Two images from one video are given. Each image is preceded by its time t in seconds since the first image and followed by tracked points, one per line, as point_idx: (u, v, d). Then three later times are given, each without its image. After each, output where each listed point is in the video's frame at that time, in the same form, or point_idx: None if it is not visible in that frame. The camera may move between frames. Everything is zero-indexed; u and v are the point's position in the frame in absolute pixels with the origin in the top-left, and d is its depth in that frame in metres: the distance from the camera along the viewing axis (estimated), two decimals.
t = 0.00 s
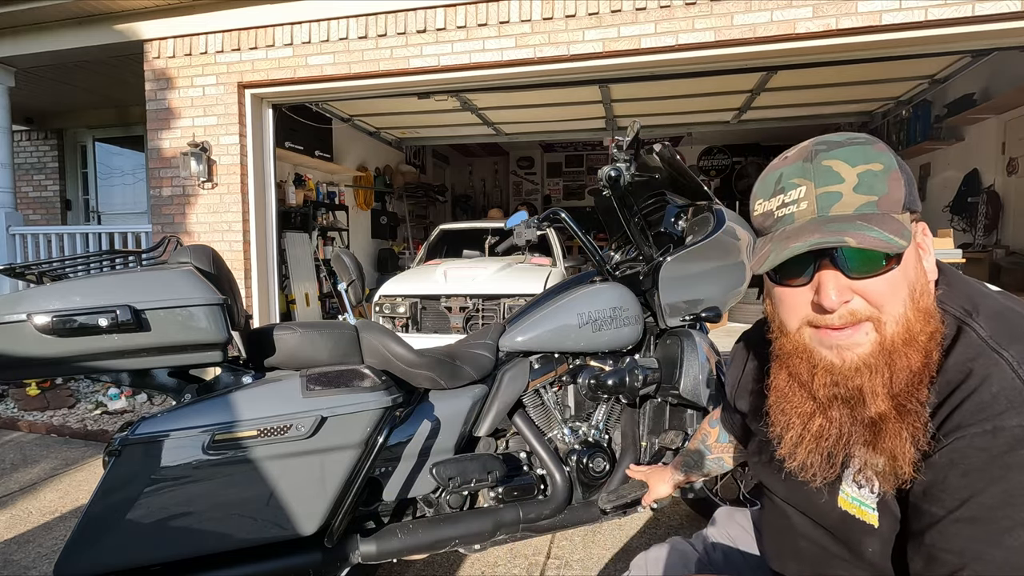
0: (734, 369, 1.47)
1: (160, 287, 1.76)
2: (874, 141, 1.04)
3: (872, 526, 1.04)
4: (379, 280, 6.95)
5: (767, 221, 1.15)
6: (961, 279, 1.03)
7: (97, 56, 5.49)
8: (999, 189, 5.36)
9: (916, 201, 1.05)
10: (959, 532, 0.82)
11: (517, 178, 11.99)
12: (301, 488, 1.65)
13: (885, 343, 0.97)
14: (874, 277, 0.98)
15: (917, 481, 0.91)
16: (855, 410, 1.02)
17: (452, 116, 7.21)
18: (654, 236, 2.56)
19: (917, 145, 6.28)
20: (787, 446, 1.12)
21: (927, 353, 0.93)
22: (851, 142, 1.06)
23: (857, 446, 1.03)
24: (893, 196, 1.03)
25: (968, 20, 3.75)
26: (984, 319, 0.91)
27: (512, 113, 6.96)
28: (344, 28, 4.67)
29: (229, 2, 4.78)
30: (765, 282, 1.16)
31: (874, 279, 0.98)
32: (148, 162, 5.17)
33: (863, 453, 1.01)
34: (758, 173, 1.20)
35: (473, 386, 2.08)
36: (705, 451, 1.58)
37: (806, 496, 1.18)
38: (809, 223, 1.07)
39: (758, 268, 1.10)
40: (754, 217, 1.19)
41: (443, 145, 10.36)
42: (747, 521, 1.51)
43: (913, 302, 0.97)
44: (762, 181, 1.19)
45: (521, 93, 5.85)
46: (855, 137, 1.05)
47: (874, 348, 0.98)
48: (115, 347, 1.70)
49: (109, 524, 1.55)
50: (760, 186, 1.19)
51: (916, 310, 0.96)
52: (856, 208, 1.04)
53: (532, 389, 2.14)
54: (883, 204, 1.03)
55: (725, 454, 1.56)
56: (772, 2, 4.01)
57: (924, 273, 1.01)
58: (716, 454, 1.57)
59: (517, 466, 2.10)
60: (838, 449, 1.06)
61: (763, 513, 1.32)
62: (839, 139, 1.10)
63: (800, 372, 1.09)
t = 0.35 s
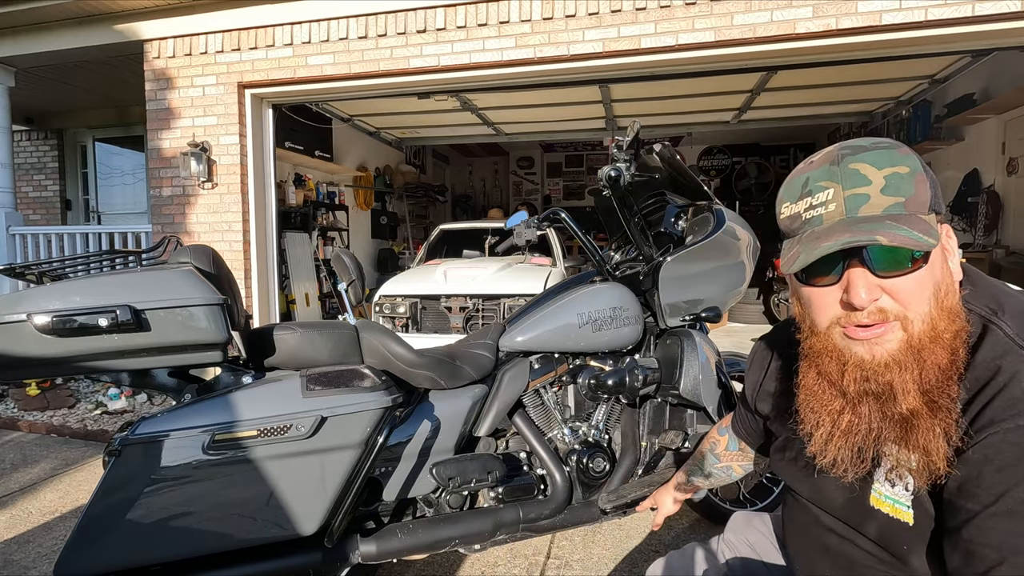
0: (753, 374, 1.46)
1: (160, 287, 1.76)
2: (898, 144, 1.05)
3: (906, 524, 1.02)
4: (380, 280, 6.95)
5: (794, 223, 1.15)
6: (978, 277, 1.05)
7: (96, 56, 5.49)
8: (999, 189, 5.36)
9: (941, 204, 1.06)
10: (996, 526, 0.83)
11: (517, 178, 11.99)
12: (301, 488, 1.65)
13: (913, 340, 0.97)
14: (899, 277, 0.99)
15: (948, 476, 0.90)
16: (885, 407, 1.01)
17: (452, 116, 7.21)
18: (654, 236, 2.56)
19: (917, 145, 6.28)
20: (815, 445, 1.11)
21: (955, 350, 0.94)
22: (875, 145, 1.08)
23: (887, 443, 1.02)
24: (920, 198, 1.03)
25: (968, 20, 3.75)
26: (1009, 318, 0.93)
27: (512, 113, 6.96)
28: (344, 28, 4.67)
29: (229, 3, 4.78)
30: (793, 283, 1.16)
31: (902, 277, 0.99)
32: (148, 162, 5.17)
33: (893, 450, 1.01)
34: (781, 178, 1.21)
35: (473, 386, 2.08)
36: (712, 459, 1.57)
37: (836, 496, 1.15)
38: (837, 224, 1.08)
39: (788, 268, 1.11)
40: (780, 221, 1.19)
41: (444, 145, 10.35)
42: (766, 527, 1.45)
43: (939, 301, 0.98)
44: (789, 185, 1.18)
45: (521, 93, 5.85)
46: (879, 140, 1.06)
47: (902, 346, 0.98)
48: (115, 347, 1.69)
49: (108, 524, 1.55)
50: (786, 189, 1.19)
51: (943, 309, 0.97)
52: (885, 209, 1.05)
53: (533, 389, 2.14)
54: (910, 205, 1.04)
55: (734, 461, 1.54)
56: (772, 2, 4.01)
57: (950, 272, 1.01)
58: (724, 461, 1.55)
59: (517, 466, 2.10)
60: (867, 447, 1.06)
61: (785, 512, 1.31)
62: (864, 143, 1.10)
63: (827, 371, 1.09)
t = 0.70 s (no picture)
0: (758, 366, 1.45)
1: (160, 287, 1.76)
2: (913, 134, 1.03)
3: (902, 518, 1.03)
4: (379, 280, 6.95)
5: (803, 210, 1.13)
6: (985, 275, 1.04)
7: (96, 56, 5.49)
8: (999, 189, 5.37)
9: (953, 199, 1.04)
10: (986, 518, 0.84)
11: (517, 178, 11.99)
12: (300, 488, 1.65)
13: (914, 332, 0.97)
14: (903, 266, 0.98)
15: (943, 470, 0.92)
16: (882, 397, 1.02)
17: (452, 116, 7.21)
18: (654, 236, 2.57)
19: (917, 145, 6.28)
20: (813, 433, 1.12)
21: (956, 345, 0.94)
22: (889, 136, 1.05)
23: (884, 435, 1.02)
24: (930, 189, 1.01)
25: (968, 20, 3.75)
26: (1014, 316, 0.92)
27: (512, 113, 6.96)
28: (344, 28, 4.67)
29: (229, 3, 4.78)
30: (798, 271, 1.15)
31: (907, 268, 0.98)
32: (148, 162, 5.17)
33: (891, 441, 1.01)
34: (794, 166, 1.18)
35: (473, 386, 2.08)
36: (714, 447, 1.58)
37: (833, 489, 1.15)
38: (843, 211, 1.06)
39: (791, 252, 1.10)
40: (789, 208, 1.17)
41: (443, 145, 10.35)
42: (765, 526, 1.45)
43: (943, 295, 0.98)
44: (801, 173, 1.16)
45: (521, 93, 5.84)
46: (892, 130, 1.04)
47: (903, 338, 0.98)
48: (115, 347, 1.70)
49: (108, 524, 1.55)
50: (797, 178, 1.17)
51: (946, 303, 0.97)
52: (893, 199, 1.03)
53: (533, 389, 2.14)
54: (919, 195, 1.02)
55: (735, 451, 1.55)
56: (772, 2, 4.01)
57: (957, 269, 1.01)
58: (725, 450, 1.56)
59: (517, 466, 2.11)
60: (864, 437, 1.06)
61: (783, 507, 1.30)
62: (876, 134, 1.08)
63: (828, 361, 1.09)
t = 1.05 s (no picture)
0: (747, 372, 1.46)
1: (160, 287, 1.76)
2: (880, 147, 1.03)
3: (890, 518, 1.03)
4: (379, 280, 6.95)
5: (777, 224, 1.14)
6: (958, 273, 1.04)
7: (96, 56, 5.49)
8: (999, 189, 5.38)
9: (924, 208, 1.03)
10: (969, 517, 0.84)
11: (517, 179, 11.99)
12: (300, 488, 1.65)
13: (887, 338, 0.97)
14: (876, 276, 0.99)
15: (924, 470, 0.91)
16: (860, 401, 1.02)
17: (452, 116, 7.21)
18: (653, 236, 2.57)
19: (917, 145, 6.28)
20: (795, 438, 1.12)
21: (929, 349, 0.93)
22: (857, 149, 1.06)
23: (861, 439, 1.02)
24: (898, 202, 1.02)
25: (968, 20, 3.75)
26: (986, 317, 0.91)
27: (512, 113, 6.96)
28: (344, 28, 4.67)
29: (229, 3, 4.78)
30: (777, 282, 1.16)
31: (879, 279, 0.99)
32: (148, 161, 5.17)
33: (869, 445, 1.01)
34: (769, 179, 1.19)
35: (473, 386, 2.08)
36: (707, 452, 1.58)
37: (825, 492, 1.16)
38: (815, 226, 1.07)
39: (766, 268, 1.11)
40: (765, 221, 1.18)
41: (443, 145, 10.35)
42: (765, 522, 1.46)
43: (916, 300, 0.98)
44: (774, 186, 1.17)
45: (521, 93, 5.84)
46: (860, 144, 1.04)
47: (878, 343, 0.98)
48: (115, 346, 1.69)
49: (109, 524, 1.54)
50: (770, 191, 1.17)
51: (919, 309, 0.97)
52: (863, 212, 1.03)
53: (533, 389, 2.13)
54: (887, 209, 1.02)
55: (728, 456, 1.56)
56: (772, 2, 4.01)
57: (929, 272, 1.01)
58: (718, 456, 1.57)
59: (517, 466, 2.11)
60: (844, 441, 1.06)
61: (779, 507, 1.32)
62: (847, 146, 1.08)
63: (807, 368, 1.10)
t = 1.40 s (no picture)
0: (740, 375, 1.46)
1: (160, 287, 1.76)
2: (861, 150, 1.06)
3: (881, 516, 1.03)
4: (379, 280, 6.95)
5: (768, 231, 1.15)
6: (947, 274, 1.04)
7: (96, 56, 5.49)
8: (999, 189, 5.38)
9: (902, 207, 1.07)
10: (955, 513, 0.83)
11: (517, 179, 11.99)
12: (300, 488, 1.65)
13: (885, 337, 0.97)
14: (871, 276, 1.00)
15: (912, 468, 0.90)
16: (859, 403, 1.01)
17: (452, 116, 7.21)
18: (653, 236, 2.57)
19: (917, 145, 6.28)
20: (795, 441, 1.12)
21: (925, 348, 0.93)
22: (840, 154, 1.08)
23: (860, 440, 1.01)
24: (884, 203, 1.05)
25: (968, 20, 3.75)
26: (970, 315, 0.91)
27: (512, 113, 6.96)
28: (344, 28, 4.67)
29: (230, 3, 4.78)
30: (769, 288, 1.17)
31: (874, 278, 0.99)
32: (148, 161, 5.17)
33: (867, 445, 1.00)
34: (753, 186, 1.20)
35: (473, 386, 2.08)
36: (704, 455, 1.60)
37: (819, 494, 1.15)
38: (809, 231, 1.08)
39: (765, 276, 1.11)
40: (754, 229, 1.19)
41: (443, 145, 10.35)
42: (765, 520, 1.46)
43: (911, 299, 0.98)
44: (760, 195, 1.18)
45: (521, 93, 5.84)
46: (843, 148, 1.07)
47: (876, 344, 0.98)
48: (115, 346, 1.69)
49: (109, 524, 1.54)
50: (757, 200, 1.18)
51: (915, 308, 0.97)
52: (854, 215, 1.05)
53: (533, 390, 2.13)
54: (876, 210, 1.05)
55: (725, 457, 1.57)
56: (772, 2, 4.01)
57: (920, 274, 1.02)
58: (716, 458, 1.58)
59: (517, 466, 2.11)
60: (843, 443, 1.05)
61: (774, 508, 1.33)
62: (829, 151, 1.10)
63: (807, 372, 1.10)
